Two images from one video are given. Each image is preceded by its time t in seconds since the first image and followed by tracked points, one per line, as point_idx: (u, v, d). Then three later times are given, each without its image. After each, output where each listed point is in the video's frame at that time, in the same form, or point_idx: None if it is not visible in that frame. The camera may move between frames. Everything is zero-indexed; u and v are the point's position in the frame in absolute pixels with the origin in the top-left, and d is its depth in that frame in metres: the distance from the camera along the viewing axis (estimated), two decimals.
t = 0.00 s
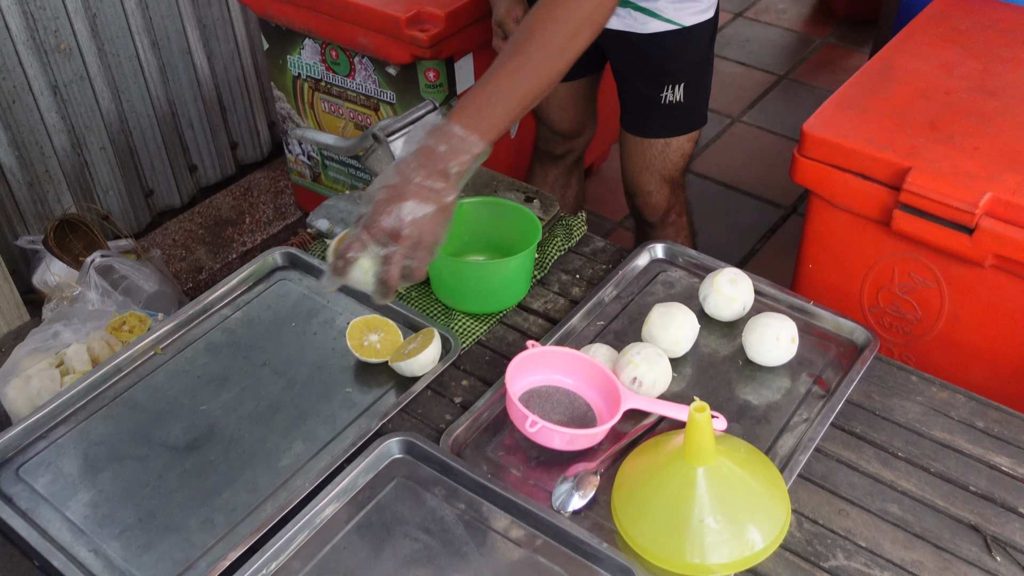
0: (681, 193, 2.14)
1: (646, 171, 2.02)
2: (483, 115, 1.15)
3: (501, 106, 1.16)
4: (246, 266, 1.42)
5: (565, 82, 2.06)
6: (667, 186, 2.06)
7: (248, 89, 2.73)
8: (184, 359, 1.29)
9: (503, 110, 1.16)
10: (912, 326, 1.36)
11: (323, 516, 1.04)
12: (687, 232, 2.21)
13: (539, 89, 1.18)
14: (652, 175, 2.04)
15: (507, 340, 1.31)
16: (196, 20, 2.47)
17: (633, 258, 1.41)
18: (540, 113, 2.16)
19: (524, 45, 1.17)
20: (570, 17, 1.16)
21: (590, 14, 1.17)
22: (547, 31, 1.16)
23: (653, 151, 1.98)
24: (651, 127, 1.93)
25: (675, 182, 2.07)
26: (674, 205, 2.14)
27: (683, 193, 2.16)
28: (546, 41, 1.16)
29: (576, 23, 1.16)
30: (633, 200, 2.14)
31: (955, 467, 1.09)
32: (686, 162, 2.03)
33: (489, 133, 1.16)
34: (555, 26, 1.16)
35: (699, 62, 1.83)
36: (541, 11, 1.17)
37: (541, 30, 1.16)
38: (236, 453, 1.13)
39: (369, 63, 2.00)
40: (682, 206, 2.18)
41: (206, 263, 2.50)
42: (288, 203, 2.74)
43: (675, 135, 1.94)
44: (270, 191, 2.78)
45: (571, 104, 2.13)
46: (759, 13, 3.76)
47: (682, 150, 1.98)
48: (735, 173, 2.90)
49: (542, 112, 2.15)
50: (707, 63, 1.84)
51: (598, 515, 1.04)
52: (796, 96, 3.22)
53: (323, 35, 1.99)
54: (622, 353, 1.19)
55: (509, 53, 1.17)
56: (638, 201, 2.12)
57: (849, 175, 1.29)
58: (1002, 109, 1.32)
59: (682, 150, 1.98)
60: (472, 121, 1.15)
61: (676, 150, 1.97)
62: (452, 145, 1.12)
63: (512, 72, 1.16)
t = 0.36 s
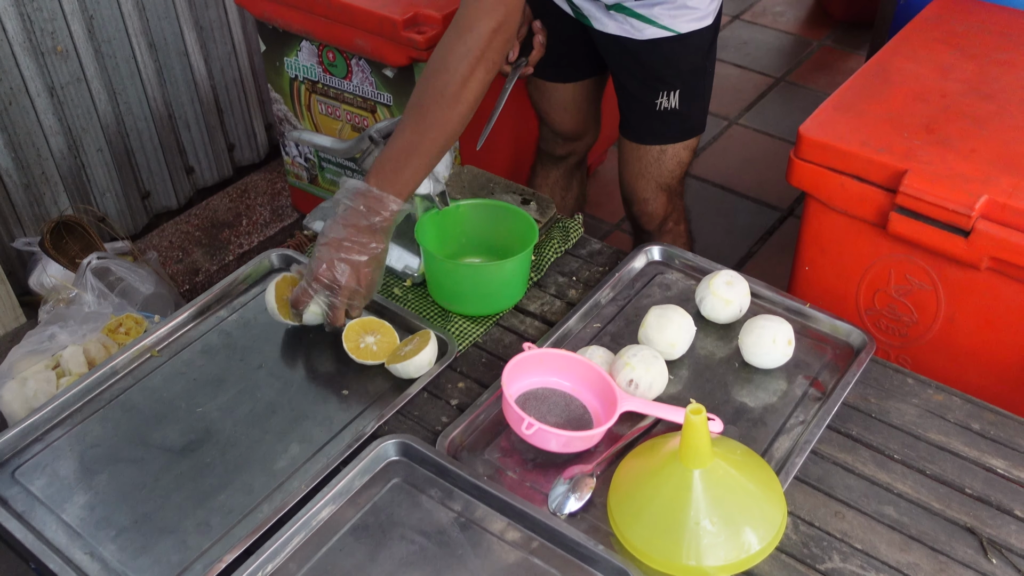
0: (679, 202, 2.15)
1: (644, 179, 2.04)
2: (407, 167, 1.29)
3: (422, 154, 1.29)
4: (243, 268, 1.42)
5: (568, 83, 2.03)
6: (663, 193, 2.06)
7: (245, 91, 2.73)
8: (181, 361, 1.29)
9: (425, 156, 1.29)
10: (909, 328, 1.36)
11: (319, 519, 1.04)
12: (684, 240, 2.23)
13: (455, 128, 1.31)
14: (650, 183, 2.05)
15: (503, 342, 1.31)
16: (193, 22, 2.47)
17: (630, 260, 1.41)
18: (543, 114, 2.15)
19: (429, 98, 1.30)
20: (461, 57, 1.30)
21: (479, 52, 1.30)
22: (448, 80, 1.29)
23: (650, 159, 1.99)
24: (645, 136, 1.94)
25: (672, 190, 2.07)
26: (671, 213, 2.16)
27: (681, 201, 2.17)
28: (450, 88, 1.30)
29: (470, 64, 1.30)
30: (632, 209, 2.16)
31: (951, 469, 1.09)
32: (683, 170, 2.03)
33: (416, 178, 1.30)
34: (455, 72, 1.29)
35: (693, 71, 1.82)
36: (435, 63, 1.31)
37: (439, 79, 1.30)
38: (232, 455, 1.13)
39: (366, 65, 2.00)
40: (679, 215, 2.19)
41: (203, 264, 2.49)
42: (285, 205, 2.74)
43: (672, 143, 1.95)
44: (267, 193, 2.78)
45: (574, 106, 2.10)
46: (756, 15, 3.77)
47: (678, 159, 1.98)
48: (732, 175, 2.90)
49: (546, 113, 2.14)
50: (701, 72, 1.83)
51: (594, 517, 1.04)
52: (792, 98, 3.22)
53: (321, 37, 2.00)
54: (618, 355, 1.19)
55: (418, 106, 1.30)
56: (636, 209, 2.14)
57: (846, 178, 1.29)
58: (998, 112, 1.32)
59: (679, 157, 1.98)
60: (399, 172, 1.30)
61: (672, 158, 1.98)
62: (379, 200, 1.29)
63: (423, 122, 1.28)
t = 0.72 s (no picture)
0: (672, 200, 2.15)
1: (637, 177, 2.03)
2: (443, 130, 1.17)
3: (458, 120, 1.17)
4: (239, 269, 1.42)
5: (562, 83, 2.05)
6: (655, 191, 2.05)
7: (241, 93, 2.73)
8: (177, 363, 1.29)
9: (461, 126, 1.18)
10: (906, 330, 1.36)
11: (315, 521, 1.03)
12: (677, 238, 2.24)
13: (500, 105, 1.20)
14: (641, 181, 2.04)
15: (500, 344, 1.31)
16: (189, 24, 2.46)
17: (627, 262, 1.41)
18: (537, 115, 2.16)
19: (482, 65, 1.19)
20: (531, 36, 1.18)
21: (549, 35, 1.19)
22: (508, 52, 1.19)
23: (642, 158, 1.98)
24: (640, 134, 1.93)
25: (665, 189, 2.06)
26: (665, 211, 2.15)
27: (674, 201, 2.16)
28: (508, 59, 1.19)
29: (537, 44, 1.19)
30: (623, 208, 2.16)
31: (948, 471, 1.09)
32: (676, 169, 2.03)
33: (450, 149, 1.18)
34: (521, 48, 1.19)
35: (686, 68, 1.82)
36: (503, 33, 1.20)
37: (501, 51, 1.19)
38: (228, 457, 1.13)
39: (363, 67, 2.00)
40: (672, 213, 2.18)
41: (199, 267, 2.49)
42: (281, 207, 2.74)
43: (664, 143, 1.94)
44: (263, 195, 2.78)
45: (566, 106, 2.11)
46: (752, 18, 3.78)
47: (670, 158, 1.98)
48: (729, 178, 2.90)
49: (540, 115, 2.15)
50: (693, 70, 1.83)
51: (591, 519, 1.04)
52: (789, 101, 3.22)
53: (317, 39, 2.00)
54: (615, 357, 1.19)
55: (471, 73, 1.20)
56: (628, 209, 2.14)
57: (842, 180, 1.29)
58: (994, 114, 1.33)
59: (671, 157, 1.98)
60: (434, 135, 1.16)
61: (664, 158, 1.97)
62: (398, 156, 1.15)
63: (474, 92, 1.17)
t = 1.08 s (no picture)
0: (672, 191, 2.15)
1: (639, 170, 2.02)
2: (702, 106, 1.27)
3: (722, 94, 1.26)
4: (236, 271, 1.42)
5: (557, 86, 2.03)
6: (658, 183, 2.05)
7: (238, 94, 2.72)
8: (173, 365, 1.28)
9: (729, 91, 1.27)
10: (903, 332, 1.36)
11: (312, 524, 1.03)
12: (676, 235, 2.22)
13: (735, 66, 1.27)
14: (642, 174, 2.04)
15: (497, 346, 1.31)
16: (186, 25, 2.46)
17: (625, 264, 1.41)
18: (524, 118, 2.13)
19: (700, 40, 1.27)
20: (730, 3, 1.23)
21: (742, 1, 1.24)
22: (719, 25, 1.24)
23: (645, 150, 1.97)
24: (644, 128, 1.93)
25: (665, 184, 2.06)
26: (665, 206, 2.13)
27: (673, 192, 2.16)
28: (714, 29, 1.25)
29: (738, 14, 1.24)
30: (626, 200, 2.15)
31: (946, 473, 1.09)
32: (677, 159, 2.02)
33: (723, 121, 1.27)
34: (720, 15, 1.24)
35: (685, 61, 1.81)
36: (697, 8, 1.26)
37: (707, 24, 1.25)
38: (225, 459, 1.13)
39: (360, 69, 2.00)
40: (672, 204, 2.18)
41: (196, 268, 2.50)
42: (278, 208, 2.74)
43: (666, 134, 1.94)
44: (260, 197, 2.78)
45: (557, 109, 2.09)
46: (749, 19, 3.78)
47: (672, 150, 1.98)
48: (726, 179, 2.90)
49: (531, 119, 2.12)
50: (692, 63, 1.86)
51: (588, 522, 1.03)
52: (787, 102, 3.23)
53: (314, 40, 1.99)
54: (613, 358, 1.19)
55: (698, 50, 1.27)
56: (632, 200, 2.13)
57: (839, 181, 1.29)
58: (991, 115, 1.33)
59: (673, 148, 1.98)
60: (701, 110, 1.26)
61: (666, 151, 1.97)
62: (708, 156, 1.25)
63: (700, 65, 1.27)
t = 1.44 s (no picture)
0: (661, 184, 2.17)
1: (629, 163, 2.02)
2: (720, 123, 1.38)
3: (738, 114, 1.38)
4: (234, 276, 1.41)
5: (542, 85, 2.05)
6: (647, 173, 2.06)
7: (236, 97, 2.72)
8: (172, 369, 1.28)
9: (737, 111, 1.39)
10: (901, 334, 1.36)
11: (311, 528, 1.03)
12: (665, 225, 2.25)
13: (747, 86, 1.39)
14: (635, 167, 2.04)
15: (496, 350, 1.31)
16: (184, 28, 2.46)
17: (623, 267, 1.41)
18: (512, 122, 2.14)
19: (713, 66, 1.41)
20: (738, 32, 1.38)
21: (750, 31, 1.39)
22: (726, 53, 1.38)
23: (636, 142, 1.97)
24: (632, 121, 1.93)
25: (655, 174, 2.08)
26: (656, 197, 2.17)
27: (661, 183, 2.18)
28: (726, 55, 1.39)
29: (747, 43, 1.39)
30: (619, 197, 2.15)
31: (945, 476, 1.09)
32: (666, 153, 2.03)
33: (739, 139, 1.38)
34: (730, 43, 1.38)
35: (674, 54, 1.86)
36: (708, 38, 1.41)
37: (718, 51, 1.39)
38: (224, 464, 1.12)
39: (358, 71, 2.00)
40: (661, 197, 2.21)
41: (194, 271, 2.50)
42: (276, 211, 2.74)
43: (656, 126, 1.94)
44: (258, 200, 2.78)
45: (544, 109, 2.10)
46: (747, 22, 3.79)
47: (662, 140, 1.98)
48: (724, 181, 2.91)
49: (516, 120, 2.12)
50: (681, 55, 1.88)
51: (588, 525, 1.03)
52: (785, 105, 3.23)
53: (311, 43, 1.99)
54: (612, 362, 1.19)
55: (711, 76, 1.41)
56: (622, 192, 2.13)
57: (838, 184, 1.29)
58: (990, 118, 1.33)
59: (663, 140, 1.98)
60: (720, 127, 1.38)
61: (657, 142, 1.97)
62: (728, 171, 1.36)
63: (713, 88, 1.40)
